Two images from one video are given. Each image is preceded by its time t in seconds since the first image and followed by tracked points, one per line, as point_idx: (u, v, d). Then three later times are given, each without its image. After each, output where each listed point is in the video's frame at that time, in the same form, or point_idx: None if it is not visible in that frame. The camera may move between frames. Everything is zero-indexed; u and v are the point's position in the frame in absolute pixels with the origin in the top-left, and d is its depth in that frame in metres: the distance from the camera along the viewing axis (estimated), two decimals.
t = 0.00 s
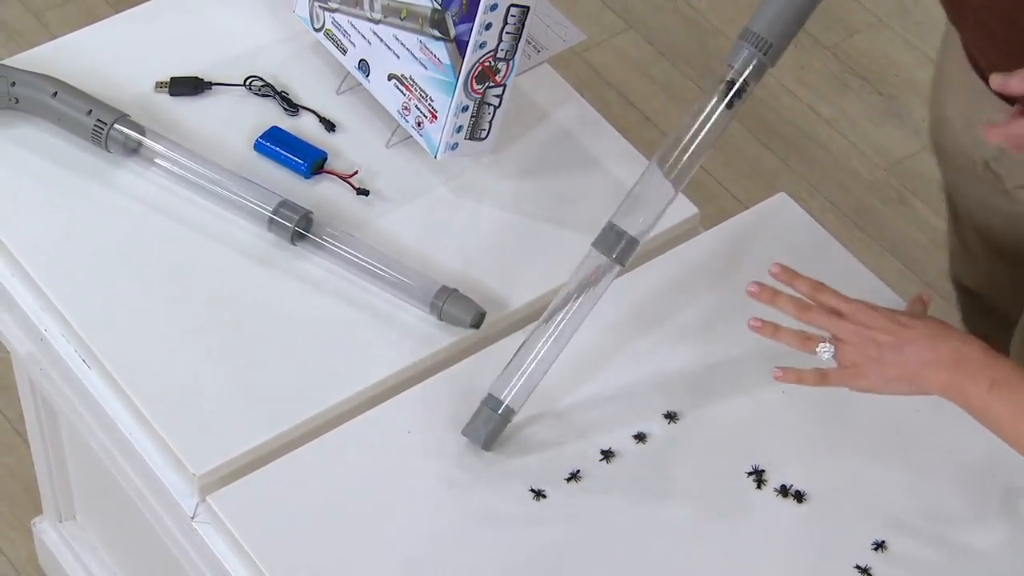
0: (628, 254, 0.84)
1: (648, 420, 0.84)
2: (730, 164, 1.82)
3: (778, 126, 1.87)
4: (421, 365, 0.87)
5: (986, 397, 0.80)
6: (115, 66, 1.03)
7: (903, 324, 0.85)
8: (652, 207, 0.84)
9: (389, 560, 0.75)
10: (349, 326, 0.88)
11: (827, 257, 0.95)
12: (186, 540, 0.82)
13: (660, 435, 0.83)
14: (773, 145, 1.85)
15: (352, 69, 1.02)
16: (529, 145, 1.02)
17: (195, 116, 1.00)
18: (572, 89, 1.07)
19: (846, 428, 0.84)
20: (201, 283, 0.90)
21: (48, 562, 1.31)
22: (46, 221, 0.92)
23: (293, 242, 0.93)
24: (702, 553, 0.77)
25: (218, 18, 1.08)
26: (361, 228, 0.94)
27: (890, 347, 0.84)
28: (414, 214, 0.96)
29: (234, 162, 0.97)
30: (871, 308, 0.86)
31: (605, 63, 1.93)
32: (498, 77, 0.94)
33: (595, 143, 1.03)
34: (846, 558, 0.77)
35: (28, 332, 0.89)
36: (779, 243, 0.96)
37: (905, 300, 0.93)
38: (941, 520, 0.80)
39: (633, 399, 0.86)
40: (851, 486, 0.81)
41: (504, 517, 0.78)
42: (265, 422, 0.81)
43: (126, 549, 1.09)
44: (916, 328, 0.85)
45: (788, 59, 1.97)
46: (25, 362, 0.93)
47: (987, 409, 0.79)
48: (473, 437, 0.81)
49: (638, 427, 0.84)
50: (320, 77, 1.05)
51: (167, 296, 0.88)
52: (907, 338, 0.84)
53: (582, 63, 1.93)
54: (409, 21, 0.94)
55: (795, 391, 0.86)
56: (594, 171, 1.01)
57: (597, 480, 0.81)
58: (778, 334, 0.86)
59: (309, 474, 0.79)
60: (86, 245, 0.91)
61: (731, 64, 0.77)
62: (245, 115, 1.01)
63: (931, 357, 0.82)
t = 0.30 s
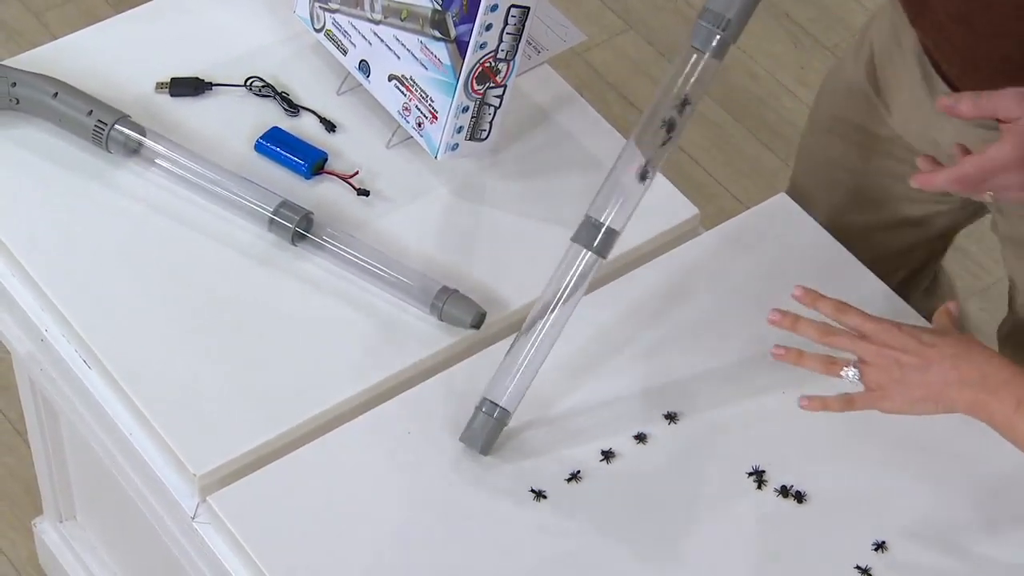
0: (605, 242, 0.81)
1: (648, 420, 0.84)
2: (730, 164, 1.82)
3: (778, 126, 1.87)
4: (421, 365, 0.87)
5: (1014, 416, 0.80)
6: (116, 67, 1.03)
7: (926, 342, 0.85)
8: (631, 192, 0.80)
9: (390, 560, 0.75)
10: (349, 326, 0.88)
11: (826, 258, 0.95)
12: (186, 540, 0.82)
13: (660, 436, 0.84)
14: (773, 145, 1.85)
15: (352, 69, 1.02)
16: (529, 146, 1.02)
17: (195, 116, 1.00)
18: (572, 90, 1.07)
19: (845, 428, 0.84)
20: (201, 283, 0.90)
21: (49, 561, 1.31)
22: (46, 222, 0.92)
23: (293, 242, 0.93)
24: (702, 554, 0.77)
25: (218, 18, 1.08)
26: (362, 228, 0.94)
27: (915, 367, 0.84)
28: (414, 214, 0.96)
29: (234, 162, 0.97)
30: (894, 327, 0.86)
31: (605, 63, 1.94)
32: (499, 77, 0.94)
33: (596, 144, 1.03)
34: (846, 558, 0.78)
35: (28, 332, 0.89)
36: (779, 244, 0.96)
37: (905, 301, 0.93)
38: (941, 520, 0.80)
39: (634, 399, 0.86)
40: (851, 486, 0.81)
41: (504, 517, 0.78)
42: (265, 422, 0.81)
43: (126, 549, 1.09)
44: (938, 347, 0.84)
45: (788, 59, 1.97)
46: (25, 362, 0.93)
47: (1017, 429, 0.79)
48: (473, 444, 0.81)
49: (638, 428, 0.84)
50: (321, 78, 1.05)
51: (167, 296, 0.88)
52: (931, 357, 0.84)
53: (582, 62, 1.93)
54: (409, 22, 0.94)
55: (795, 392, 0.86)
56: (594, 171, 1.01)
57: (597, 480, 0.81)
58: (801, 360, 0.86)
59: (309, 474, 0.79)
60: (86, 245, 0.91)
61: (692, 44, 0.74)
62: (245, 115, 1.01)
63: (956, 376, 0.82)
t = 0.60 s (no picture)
0: (592, 244, 0.85)
1: (647, 420, 0.84)
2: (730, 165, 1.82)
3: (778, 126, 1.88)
4: (420, 365, 0.87)
5: None
6: (115, 67, 1.03)
7: None
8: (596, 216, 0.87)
9: (386, 560, 0.75)
10: (348, 326, 0.88)
11: (825, 258, 0.95)
12: (186, 541, 0.82)
13: (658, 435, 0.84)
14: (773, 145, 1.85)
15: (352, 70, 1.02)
16: (528, 146, 1.02)
17: (194, 117, 1.00)
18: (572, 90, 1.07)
19: (845, 429, 0.84)
20: (200, 283, 0.90)
21: (50, 564, 1.32)
22: (45, 222, 0.92)
23: (293, 242, 0.93)
24: (701, 553, 0.77)
25: (218, 19, 1.09)
26: (361, 228, 0.94)
27: None
28: (413, 214, 0.96)
29: (234, 162, 0.97)
30: None
31: (606, 64, 1.94)
32: (498, 77, 0.94)
33: (595, 144, 1.03)
34: (845, 558, 0.77)
35: (28, 332, 0.90)
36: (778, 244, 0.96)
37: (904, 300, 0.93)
38: (941, 519, 0.79)
39: (632, 399, 0.86)
40: (850, 486, 0.81)
41: (502, 516, 0.78)
42: (264, 422, 0.81)
43: (126, 549, 1.10)
44: None
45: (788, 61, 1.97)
46: (26, 363, 0.93)
47: None
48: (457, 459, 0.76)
49: (637, 428, 0.84)
50: (321, 78, 1.05)
51: (166, 296, 0.88)
52: None
53: (582, 64, 1.93)
54: (408, 22, 0.94)
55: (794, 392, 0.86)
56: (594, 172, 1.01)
57: (596, 480, 0.81)
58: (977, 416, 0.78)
59: (307, 473, 0.79)
60: (85, 245, 0.91)
61: (658, 59, 0.84)
62: (244, 115, 1.01)
63: None
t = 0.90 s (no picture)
0: (598, 235, 0.83)
1: (648, 420, 0.84)
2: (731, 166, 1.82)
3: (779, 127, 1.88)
4: (421, 365, 0.87)
5: None
6: (116, 67, 1.03)
7: None
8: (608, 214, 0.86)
9: (388, 562, 0.75)
10: (349, 326, 0.88)
11: (826, 257, 0.95)
12: (189, 542, 0.82)
13: (659, 435, 0.84)
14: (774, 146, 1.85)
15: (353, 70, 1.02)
16: (529, 146, 1.02)
17: (196, 117, 1.00)
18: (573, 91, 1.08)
19: (846, 429, 0.84)
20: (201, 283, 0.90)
21: (51, 565, 1.32)
22: (46, 223, 0.92)
23: (294, 242, 0.93)
24: (703, 553, 0.77)
25: (219, 20, 1.09)
26: (362, 229, 0.94)
27: None
28: (414, 215, 0.96)
29: (234, 162, 0.98)
30: None
31: (607, 65, 1.94)
32: (499, 78, 0.94)
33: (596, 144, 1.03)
34: (845, 559, 0.77)
35: (29, 333, 0.90)
36: (779, 244, 0.96)
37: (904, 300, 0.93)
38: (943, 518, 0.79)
39: (633, 399, 0.86)
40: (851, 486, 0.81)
41: (503, 517, 0.78)
42: (264, 422, 0.81)
43: (127, 549, 1.10)
44: None
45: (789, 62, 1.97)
46: (27, 364, 0.93)
47: None
48: (463, 413, 0.72)
49: (638, 428, 0.84)
50: (321, 79, 1.05)
51: (167, 297, 0.88)
52: None
53: (583, 64, 1.93)
54: (408, 23, 0.94)
55: (796, 393, 0.86)
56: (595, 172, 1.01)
57: (597, 480, 0.81)
58: None
59: (307, 474, 0.79)
60: (86, 246, 0.91)
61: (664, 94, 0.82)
62: (245, 116, 1.01)
63: None
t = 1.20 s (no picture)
0: (598, 284, 0.83)
1: (650, 419, 0.85)
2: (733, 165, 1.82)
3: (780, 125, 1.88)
4: (423, 364, 0.87)
5: None
6: (118, 66, 1.03)
7: None
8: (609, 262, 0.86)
9: (391, 562, 0.75)
10: (351, 326, 0.88)
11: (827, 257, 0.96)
12: (191, 542, 0.82)
13: (661, 435, 0.84)
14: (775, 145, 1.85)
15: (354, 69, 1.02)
16: (531, 145, 1.03)
17: (198, 116, 1.00)
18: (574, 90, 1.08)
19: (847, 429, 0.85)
20: (203, 283, 0.90)
21: (53, 563, 1.32)
22: (47, 222, 0.92)
23: (296, 241, 0.93)
24: (705, 552, 0.77)
25: (220, 19, 1.09)
26: (364, 228, 0.94)
27: None
28: (416, 214, 0.96)
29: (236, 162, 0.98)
30: None
31: (609, 64, 1.94)
32: (501, 77, 0.94)
33: (597, 144, 1.03)
34: (847, 558, 0.78)
35: (31, 332, 0.89)
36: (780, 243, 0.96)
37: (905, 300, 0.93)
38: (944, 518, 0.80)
39: (635, 398, 0.86)
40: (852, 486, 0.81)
41: (506, 516, 0.78)
42: (266, 421, 0.81)
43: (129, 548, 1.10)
44: None
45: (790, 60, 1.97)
46: (30, 362, 0.92)
47: None
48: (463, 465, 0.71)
49: (640, 427, 0.84)
50: (323, 78, 1.05)
51: (169, 296, 0.88)
52: None
53: (584, 62, 1.93)
54: (410, 21, 0.94)
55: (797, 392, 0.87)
56: (597, 171, 1.01)
57: (598, 479, 0.81)
58: None
59: (309, 473, 0.79)
60: (88, 245, 0.91)
61: (667, 143, 0.87)
62: (247, 115, 1.01)
63: None
